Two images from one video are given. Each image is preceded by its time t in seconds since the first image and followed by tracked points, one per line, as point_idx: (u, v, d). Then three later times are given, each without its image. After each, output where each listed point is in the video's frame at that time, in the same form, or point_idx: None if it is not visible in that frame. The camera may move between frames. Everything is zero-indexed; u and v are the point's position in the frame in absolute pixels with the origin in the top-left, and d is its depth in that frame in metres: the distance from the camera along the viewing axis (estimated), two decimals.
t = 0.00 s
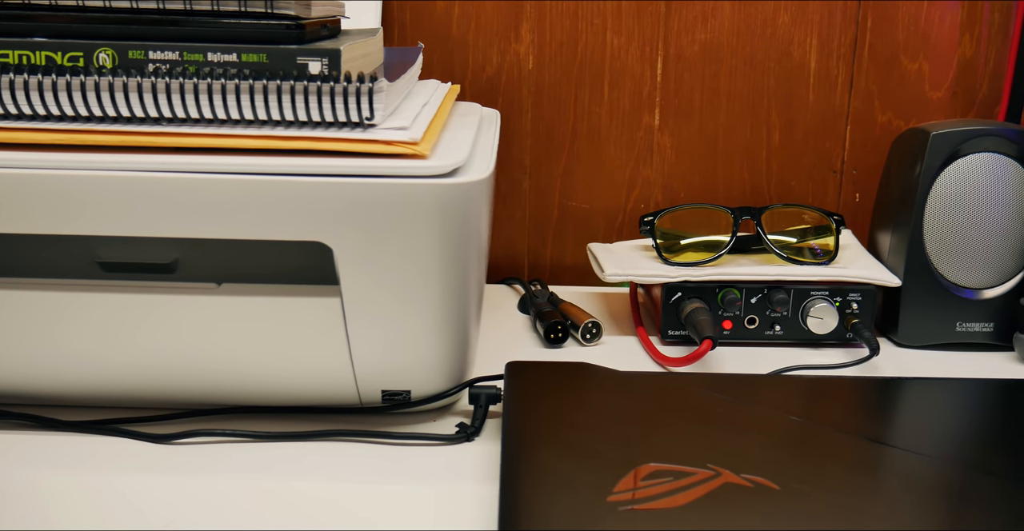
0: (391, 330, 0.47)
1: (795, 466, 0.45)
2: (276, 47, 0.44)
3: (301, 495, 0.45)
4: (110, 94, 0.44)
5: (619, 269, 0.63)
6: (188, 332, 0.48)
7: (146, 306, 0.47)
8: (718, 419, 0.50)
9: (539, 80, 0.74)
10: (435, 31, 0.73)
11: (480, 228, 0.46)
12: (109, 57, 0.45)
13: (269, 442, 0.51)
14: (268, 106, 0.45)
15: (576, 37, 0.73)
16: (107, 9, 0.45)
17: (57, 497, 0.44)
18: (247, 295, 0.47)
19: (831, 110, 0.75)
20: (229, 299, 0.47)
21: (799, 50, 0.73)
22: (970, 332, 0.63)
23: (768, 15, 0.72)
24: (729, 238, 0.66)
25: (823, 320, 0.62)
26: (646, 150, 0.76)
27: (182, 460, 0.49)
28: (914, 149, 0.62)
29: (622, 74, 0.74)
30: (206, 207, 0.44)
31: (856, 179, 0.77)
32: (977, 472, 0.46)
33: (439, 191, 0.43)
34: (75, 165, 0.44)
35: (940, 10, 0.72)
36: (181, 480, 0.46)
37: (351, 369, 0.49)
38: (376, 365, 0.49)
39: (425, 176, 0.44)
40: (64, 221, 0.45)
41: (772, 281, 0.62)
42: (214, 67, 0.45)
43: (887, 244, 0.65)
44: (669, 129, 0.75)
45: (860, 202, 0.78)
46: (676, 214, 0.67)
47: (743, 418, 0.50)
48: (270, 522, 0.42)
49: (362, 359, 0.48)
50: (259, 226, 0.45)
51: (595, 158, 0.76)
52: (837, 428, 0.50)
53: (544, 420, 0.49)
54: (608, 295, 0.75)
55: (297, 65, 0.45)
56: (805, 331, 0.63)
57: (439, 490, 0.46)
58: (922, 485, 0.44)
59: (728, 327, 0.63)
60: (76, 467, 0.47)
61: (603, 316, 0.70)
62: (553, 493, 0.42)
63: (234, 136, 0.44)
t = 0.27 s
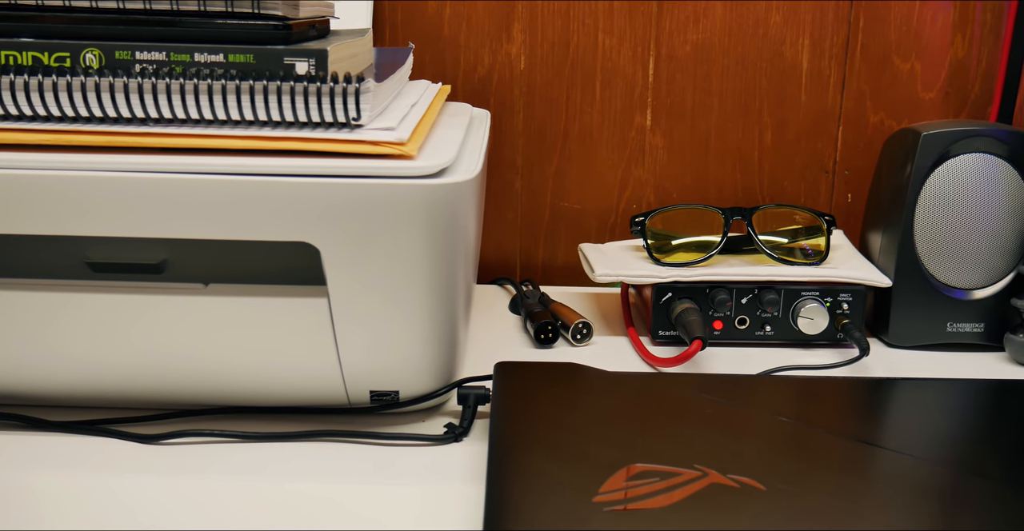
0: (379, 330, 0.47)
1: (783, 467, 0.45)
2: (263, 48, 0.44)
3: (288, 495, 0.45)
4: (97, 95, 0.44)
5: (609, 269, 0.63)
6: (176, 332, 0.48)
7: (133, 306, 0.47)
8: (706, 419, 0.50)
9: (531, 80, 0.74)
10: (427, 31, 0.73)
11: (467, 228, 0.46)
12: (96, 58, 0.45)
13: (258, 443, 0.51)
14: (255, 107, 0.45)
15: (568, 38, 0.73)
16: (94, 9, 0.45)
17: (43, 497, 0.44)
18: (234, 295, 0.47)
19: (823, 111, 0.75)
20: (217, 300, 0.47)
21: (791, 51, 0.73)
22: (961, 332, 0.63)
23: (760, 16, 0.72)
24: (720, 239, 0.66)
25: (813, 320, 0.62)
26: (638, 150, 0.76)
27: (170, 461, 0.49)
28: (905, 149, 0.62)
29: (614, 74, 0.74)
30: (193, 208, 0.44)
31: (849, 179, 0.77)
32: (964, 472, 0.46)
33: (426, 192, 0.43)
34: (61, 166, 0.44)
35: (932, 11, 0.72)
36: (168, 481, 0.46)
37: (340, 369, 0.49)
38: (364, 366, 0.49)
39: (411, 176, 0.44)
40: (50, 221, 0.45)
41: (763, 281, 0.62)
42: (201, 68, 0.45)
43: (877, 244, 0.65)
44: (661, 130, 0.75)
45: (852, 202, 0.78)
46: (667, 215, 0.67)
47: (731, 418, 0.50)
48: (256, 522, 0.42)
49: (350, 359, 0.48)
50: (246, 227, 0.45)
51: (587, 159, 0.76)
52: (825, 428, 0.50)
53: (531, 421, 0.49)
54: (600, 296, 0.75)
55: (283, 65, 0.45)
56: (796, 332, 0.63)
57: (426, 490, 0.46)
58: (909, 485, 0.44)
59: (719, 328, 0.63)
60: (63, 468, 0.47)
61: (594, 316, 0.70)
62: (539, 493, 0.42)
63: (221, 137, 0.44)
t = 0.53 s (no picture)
0: (367, 331, 0.47)
1: (770, 467, 0.45)
2: (250, 48, 0.45)
3: (275, 496, 0.45)
4: (83, 95, 0.44)
5: (600, 270, 0.63)
6: (163, 332, 0.48)
7: (120, 307, 0.47)
8: (694, 419, 0.50)
9: (523, 80, 0.74)
10: (419, 31, 0.73)
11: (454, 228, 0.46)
12: (83, 58, 0.45)
13: (246, 444, 0.51)
14: (242, 107, 0.45)
15: (560, 38, 0.73)
16: (81, 9, 0.45)
17: (29, 497, 0.44)
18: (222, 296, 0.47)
19: (815, 111, 0.75)
20: (204, 300, 0.47)
21: (783, 51, 0.73)
22: (952, 332, 0.63)
23: (752, 16, 0.72)
24: (711, 239, 0.66)
25: (804, 321, 0.62)
26: (630, 151, 0.76)
27: (157, 461, 0.48)
28: (896, 149, 0.62)
29: (606, 74, 0.74)
30: (179, 208, 0.44)
31: (841, 180, 0.77)
32: (952, 472, 0.46)
33: (412, 192, 0.43)
34: (47, 166, 0.44)
35: (924, 11, 0.72)
36: (155, 481, 0.46)
37: (328, 370, 0.49)
38: (352, 366, 0.49)
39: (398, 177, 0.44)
40: (36, 222, 0.45)
41: (753, 282, 0.62)
42: (189, 68, 0.45)
43: (869, 245, 0.65)
44: (653, 130, 0.75)
45: (844, 203, 0.78)
46: (658, 215, 0.67)
47: (720, 419, 0.50)
48: (242, 522, 0.42)
49: (339, 359, 0.48)
50: (233, 227, 0.45)
51: (579, 159, 0.76)
52: (813, 429, 0.50)
53: (520, 421, 0.49)
54: (592, 296, 0.75)
55: (271, 66, 0.45)
56: (786, 332, 0.63)
57: (414, 490, 0.46)
58: (896, 485, 0.44)
59: (710, 328, 0.63)
60: (50, 468, 0.47)
61: (586, 317, 0.70)
62: (525, 493, 0.42)
63: (208, 137, 0.45)
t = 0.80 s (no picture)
0: (354, 331, 0.47)
1: (757, 467, 0.45)
2: (237, 48, 0.45)
3: (261, 496, 0.45)
4: (71, 95, 0.44)
5: (591, 270, 0.63)
6: (151, 332, 0.48)
7: (107, 307, 0.47)
8: (682, 420, 0.50)
9: (515, 80, 0.74)
10: (411, 31, 0.73)
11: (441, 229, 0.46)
12: (71, 58, 0.45)
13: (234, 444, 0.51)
14: (229, 108, 0.45)
15: (552, 38, 0.73)
16: (69, 9, 0.45)
17: (15, 497, 0.44)
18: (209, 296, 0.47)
19: (807, 111, 0.75)
20: (192, 300, 0.47)
21: (775, 51, 0.73)
22: (943, 332, 0.63)
23: (744, 16, 0.72)
24: (702, 239, 0.66)
25: (795, 321, 0.62)
26: (622, 151, 0.76)
27: (145, 461, 0.49)
28: (886, 149, 0.62)
29: (598, 74, 0.74)
30: (166, 208, 0.44)
31: (833, 180, 0.77)
32: (938, 472, 0.46)
33: (398, 193, 0.43)
34: (34, 166, 0.44)
35: (916, 11, 0.72)
36: (142, 481, 0.46)
37: (316, 370, 0.49)
38: (340, 366, 0.49)
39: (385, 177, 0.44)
40: (23, 222, 0.45)
41: (744, 282, 0.62)
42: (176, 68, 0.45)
43: (860, 245, 0.65)
44: (645, 130, 0.75)
45: (837, 203, 0.78)
46: (650, 215, 0.67)
47: (708, 419, 0.50)
48: (227, 522, 0.42)
49: (326, 360, 0.49)
50: (220, 227, 0.45)
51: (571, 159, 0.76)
52: (801, 429, 0.50)
53: (507, 421, 0.49)
54: (584, 296, 0.75)
55: (259, 66, 0.45)
56: (777, 332, 0.63)
57: (400, 491, 0.46)
58: (882, 486, 0.44)
59: (700, 328, 0.63)
60: (37, 468, 0.47)
61: (577, 317, 0.70)
62: (510, 493, 0.42)
63: (195, 137, 0.45)
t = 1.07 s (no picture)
0: (342, 331, 0.47)
1: (744, 468, 0.45)
2: (225, 48, 0.45)
3: (248, 496, 0.45)
4: (57, 95, 0.44)
5: (581, 270, 0.63)
6: (138, 332, 0.48)
7: (95, 307, 0.47)
8: (670, 420, 0.50)
9: (508, 81, 0.74)
10: (404, 31, 0.73)
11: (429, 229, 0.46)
12: (58, 58, 0.45)
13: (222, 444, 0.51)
14: (216, 107, 0.45)
15: (545, 38, 0.73)
16: (56, 10, 0.45)
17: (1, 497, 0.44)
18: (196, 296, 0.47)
19: (799, 111, 0.75)
20: (179, 301, 0.47)
21: (767, 51, 0.73)
22: (934, 333, 0.63)
23: (737, 16, 0.72)
24: (693, 240, 0.66)
25: (785, 321, 0.62)
26: (615, 151, 0.76)
27: (133, 461, 0.49)
28: (877, 150, 0.62)
29: (591, 75, 0.74)
30: (153, 209, 0.44)
31: (826, 181, 0.77)
32: (925, 473, 0.46)
33: (385, 193, 0.43)
34: (20, 166, 0.44)
35: (909, 11, 0.72)
36: (129, 481, 0.46)
37: (304, 370, 0.49)
38: (328, 366, 0.49)
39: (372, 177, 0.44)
40: (10, 222, 0.45)
41: (735, 283, 0.62)
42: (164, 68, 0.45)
43: (851, 245, 0.65)
44: (638, 131, 0.75)
45: (830, 203, 0.78)
46: (641, 215, 0.67)
47: (697, 419, 0.50)
48: (213, 522, 0.42)
49: (315, 360, 0.49)
50: (207, 228, 0.45)
51: (564, 160, 0.76)
52: (789, 430, 0.50)
53: (495, 422, 0.49)
54: (576, 296, 0.75)
55: (246, 66, 0.45)
56: (768, 332, 0.63)
57: (387, 491, 0.46)
58: (867, 486, 0.44)
59: (691, 329, 0.63)
60: (24, 468, 0.47)
61: (569, 317, 0.70)
62: (496, 494, 0.42)
63: (182, 137, 0.45)
